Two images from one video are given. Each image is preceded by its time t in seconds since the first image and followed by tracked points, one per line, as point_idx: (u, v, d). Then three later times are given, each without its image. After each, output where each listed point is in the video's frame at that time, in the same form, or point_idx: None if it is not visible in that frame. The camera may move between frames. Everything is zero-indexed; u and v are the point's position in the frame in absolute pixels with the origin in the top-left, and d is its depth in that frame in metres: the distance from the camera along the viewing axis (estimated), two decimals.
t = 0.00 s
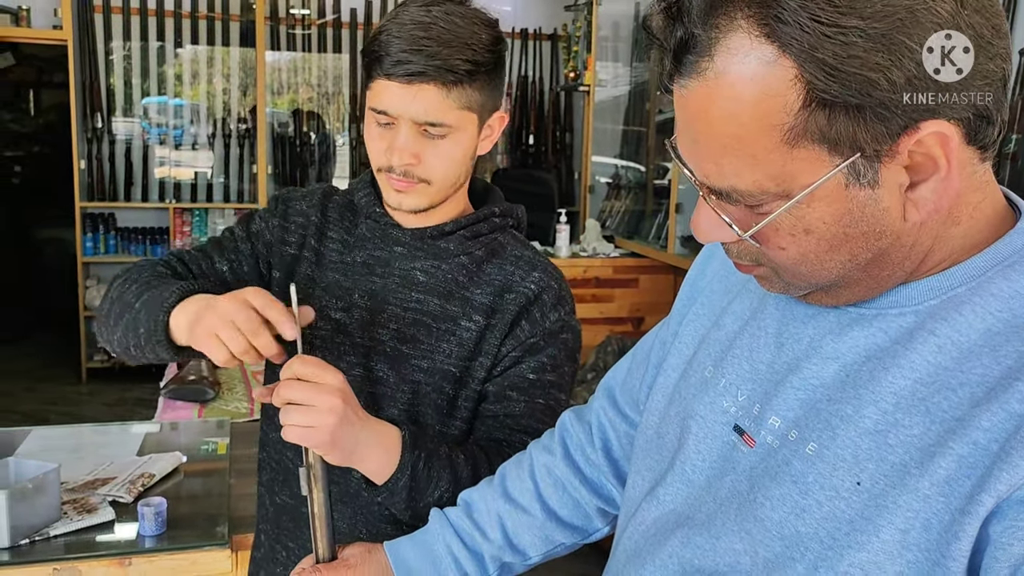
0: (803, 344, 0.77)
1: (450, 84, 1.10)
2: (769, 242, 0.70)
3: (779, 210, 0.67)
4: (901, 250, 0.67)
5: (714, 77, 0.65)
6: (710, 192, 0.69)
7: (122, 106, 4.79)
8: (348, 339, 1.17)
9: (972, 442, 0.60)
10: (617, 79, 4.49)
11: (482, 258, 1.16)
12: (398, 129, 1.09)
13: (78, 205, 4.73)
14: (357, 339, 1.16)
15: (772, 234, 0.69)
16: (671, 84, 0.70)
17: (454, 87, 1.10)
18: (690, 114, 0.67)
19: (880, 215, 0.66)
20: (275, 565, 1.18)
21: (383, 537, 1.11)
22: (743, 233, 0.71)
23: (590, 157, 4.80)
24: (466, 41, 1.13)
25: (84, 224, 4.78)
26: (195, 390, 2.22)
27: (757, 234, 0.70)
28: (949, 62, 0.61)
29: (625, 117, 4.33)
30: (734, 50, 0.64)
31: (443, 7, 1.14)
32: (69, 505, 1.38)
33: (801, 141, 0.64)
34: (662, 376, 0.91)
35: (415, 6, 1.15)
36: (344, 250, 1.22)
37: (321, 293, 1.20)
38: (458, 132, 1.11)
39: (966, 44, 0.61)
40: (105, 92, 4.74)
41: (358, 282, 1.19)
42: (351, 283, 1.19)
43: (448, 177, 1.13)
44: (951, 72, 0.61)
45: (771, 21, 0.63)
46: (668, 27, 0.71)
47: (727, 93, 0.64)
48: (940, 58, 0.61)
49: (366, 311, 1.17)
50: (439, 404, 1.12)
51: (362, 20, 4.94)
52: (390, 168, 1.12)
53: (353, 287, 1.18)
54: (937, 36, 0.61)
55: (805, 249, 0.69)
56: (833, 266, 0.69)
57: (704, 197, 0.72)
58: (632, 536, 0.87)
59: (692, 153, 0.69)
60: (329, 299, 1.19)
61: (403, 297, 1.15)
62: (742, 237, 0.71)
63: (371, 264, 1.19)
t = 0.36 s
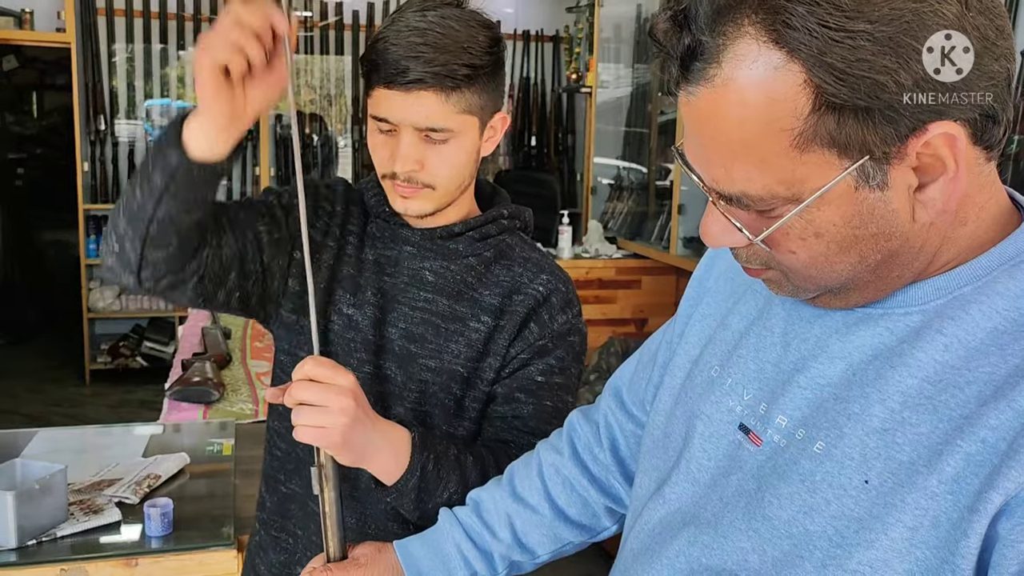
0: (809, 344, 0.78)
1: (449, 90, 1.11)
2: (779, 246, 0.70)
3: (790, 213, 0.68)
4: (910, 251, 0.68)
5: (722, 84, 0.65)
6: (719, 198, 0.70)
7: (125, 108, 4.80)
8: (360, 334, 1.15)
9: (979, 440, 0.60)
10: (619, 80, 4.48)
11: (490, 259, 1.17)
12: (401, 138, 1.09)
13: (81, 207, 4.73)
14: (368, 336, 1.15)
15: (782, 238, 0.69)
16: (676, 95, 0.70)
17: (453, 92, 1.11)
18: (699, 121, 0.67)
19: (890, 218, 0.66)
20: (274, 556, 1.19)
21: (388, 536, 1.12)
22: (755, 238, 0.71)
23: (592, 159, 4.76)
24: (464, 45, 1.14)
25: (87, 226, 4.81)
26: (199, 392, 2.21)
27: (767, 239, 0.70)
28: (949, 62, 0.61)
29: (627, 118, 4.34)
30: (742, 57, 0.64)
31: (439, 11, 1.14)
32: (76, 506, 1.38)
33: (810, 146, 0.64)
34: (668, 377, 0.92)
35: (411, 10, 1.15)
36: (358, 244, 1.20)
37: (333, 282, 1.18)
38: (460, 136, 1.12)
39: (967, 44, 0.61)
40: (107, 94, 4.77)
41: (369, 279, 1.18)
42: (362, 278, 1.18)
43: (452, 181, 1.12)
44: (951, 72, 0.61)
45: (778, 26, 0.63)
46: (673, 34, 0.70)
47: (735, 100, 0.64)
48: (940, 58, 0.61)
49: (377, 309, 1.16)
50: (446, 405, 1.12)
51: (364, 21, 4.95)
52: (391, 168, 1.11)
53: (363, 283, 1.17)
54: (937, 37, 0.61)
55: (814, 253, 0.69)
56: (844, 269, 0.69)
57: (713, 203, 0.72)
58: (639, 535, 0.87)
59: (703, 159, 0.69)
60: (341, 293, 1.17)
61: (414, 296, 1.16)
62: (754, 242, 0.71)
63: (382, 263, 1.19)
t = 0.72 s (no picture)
0: (812, 346, 0.78)
1: (459, 95, 1.10)
2: (784, 250, 0.70)
3: (795, 218, 0.68)
4: (914, 254, 0.68)
5: (723, 92, 0.65)
6: (723, 203, 0.70)
7: (127, 111, 4.80)
8: (361, 336, 1.18)
9: (983, 441, 0.60)
10: (620, 82, 4.46)
11: (496, 264, 1.16)
12: (408, 140, 1.10)
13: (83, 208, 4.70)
14: (370, 338, 1.18)
15: (786, 243, 0.69)
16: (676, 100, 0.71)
17: (462, 97, 1.11)
18: (701, 129, 0.67)
19: (895, 220, 0.66)
20: (281, 558, 1.19)
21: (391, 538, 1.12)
22: (761, 244, 0.71)
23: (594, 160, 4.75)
24: (475, 51, 1.14)
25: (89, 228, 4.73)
26: (202, 394, 2.23)
27: (772, 244, 0.70)
28: (949, 62, 0.62)
29: (629, 120, 4.34)
30: (743, 64, 0.64)
31: (452, 16, 1.15)
32: (79, 507, 1.38)
33: (813, 152, 0.65)
34: (672, 379, 0.92)
35: (425, 14, 1.15)
36: (362, 249, 1.22)
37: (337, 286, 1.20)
38: (469, 140, 1.11)
39: (967, 44, 0.62)
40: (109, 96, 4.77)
41: (373, 282, 1.20)
42: (366, 281, 1.20)
43: (460, 185, 1.13)
44: (951, 72, 0.62)
45: (779, 34, 0.63)
46: (673, 43, 0.71)
47: (736, 107, 0.64)
48: (940, 58, 0.62)
49: (380, 311, 1.18)
50: (449, 409, 1.12)
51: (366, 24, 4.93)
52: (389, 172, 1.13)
53: (367, 286, 1.20)
54: (937, 37, 0.61)
55: (819, 257, 0.69)
56: (848, 272, 0.69)
57: (717, 208, 0.73)
58: (645, 538, 0.88)
59: (705, 166, 0.69)
60: (346, 297, 1.20)
61: (418, 298, 1.17)
62: (759, 247, 0.71)
63: (387, 265, 1.20)
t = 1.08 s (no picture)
0: (818, 347, 0.78)
1: (458, 92, 1.10)
2: (792, 252, 0.70)
3: (804, 220, 0.67)
4: (923, 254, 0.68)
5: (729, 94, 0.64)
6: (731, 207, 0.69)
7: (128, 111, 4.79)
8: (368, 339, 1.16)
9: (992, 442, 0.60)
10: (622, 81, 4.45)
11: (500, 264, 1.17)
12: (409, 139, 1.10)
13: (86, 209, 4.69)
14: (377, 340, 1.16)
15: (794, 245, 0.69)
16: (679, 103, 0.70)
17: (461, 95, 1.11)
18: (707, 132, 0.67)
19: (904, 220, 0.66)
20: (285, 559, 1.18)
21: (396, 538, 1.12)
22: (769, 247, 0.70)
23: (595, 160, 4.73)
24: (474, 48, 1.14)
25: (91, 229, 4.73)
26: (204, 394, 2.22)
27: (780, 247, 0.70)
28: (949, 62, 0.61)
29: (631, 119, 4.34)
30: (751, 65, 0.64)
31: (450, 14, 1.14)
32: (82, 508, 1.38)
33: (821, 153, 0.64)
34: (676, 380, 0.91)
35: (423, 12, 1.15)
36: (366, 250, 1.21)
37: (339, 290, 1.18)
38: (469, 137, 1.11)
39: (968, 44, 0.61)
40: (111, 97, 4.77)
41: (378, 284, 1.18)
42: (371, 284, 1.18)
43: (461, 182, 1.13)
44: (951, 72, 0.61)
45: (787, 35, 0.62)
46: (678, 45, 0.70)
47: (743, 109, 0.64)
48: (940, 58, 0.61)
49: (386, 312, 1.17)
50: (455, 408, 1.12)
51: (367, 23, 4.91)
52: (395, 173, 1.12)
53: (373, 289, 1.18)
54: (937, 37, 0.61)
55: (829, 258, 0.69)
56: (857, 273, 0.69)
57: (723, 212, 0.72)
58: (651, 539, 0.87)
59: (711, 169, 0.69)
60: (350, 299, 1.18)
61: (423, 300, 1.16)
62: (768, 251, 0.71)
63: (392, 267, 1.19)
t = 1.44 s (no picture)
0: (816, 344, 0.77)
1: (469, 96, 1.09)
2: (790, 251, 0.69)
3: (801, 218, 0.67)
4: (922, 250, 0.67)
5: (725, 92, 0.64)
6: (728, 205, 0.69)
7: (129, 106, 4.79)
8: (371, 331, 1.17)
9: (993, 441, 0.59)
10: (624, 76, 4.46)
11: (505, 265, 1.15)
12: (419, 140, 1.09)
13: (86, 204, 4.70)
14: (379, 333, 1.16)
15: (793, 244, 0.68)
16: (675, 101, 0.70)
17: (473, 98, 1.10)
18: (703, 131, 0.66)
19: (903, 217, 0.65)
20: (285, 550, 1.18)
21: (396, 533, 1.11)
22: (766, 246, 0.70)
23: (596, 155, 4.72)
24: (487, 50, 1.13)
25: (92, 224, 4.76)
26: (205, 389, 2.22)
27: (778, 246, 0.69)
28: (948, 62, 0.60)
29: (632, 114, 4.33)
30: (745, 62, 0.63)
31: (464, 13, 1.13)
32: (82, 504, 1.38)
33: (818, 150, 0.64)
34: (674, 377, 0.90)
35: (439, 11, 1.14)
36: (372, 242, 1.21)
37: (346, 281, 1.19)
38: (480, 142, 1.11)
39: (967, 43, 0.60)
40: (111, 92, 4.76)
41: (383, 278, 1.19)
42: (375, 278, 1.19)
43: (470, 185, 1.12)
44: (951, 72, 0.61)
45: (782, 31, 0.62)
46: (672, 43, 0.69)
47: (738, 106, 0.63)
48: (940, 57, 0.60)
49: (390, 306, 1.17)
50: (450, 407, 1.12)
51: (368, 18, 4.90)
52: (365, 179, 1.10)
53: (377, 282, 1.19)
54: (937, 36, 0.60)
55: (826, 257, 0.68)
56: (855, 271, 0.68)
57: (720, 211, 0.72)
58: (650, 537, 0.87)
59: (706, 168, 0.68)
60: (355, 291, 1.19)
61: (425, 296, 1.16)
62: (766, 250, 0.70)
63: (396, 262, 1.19)
